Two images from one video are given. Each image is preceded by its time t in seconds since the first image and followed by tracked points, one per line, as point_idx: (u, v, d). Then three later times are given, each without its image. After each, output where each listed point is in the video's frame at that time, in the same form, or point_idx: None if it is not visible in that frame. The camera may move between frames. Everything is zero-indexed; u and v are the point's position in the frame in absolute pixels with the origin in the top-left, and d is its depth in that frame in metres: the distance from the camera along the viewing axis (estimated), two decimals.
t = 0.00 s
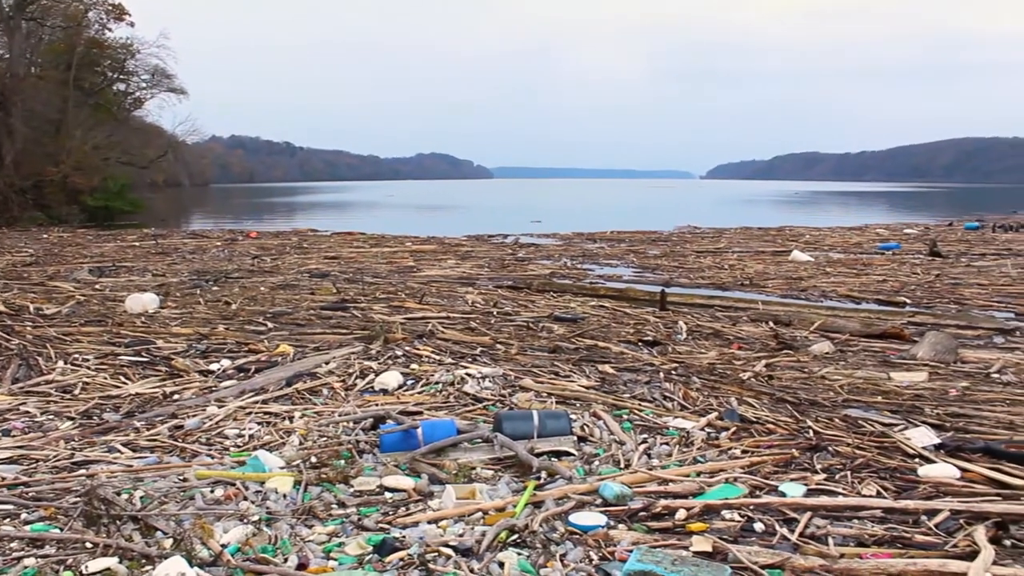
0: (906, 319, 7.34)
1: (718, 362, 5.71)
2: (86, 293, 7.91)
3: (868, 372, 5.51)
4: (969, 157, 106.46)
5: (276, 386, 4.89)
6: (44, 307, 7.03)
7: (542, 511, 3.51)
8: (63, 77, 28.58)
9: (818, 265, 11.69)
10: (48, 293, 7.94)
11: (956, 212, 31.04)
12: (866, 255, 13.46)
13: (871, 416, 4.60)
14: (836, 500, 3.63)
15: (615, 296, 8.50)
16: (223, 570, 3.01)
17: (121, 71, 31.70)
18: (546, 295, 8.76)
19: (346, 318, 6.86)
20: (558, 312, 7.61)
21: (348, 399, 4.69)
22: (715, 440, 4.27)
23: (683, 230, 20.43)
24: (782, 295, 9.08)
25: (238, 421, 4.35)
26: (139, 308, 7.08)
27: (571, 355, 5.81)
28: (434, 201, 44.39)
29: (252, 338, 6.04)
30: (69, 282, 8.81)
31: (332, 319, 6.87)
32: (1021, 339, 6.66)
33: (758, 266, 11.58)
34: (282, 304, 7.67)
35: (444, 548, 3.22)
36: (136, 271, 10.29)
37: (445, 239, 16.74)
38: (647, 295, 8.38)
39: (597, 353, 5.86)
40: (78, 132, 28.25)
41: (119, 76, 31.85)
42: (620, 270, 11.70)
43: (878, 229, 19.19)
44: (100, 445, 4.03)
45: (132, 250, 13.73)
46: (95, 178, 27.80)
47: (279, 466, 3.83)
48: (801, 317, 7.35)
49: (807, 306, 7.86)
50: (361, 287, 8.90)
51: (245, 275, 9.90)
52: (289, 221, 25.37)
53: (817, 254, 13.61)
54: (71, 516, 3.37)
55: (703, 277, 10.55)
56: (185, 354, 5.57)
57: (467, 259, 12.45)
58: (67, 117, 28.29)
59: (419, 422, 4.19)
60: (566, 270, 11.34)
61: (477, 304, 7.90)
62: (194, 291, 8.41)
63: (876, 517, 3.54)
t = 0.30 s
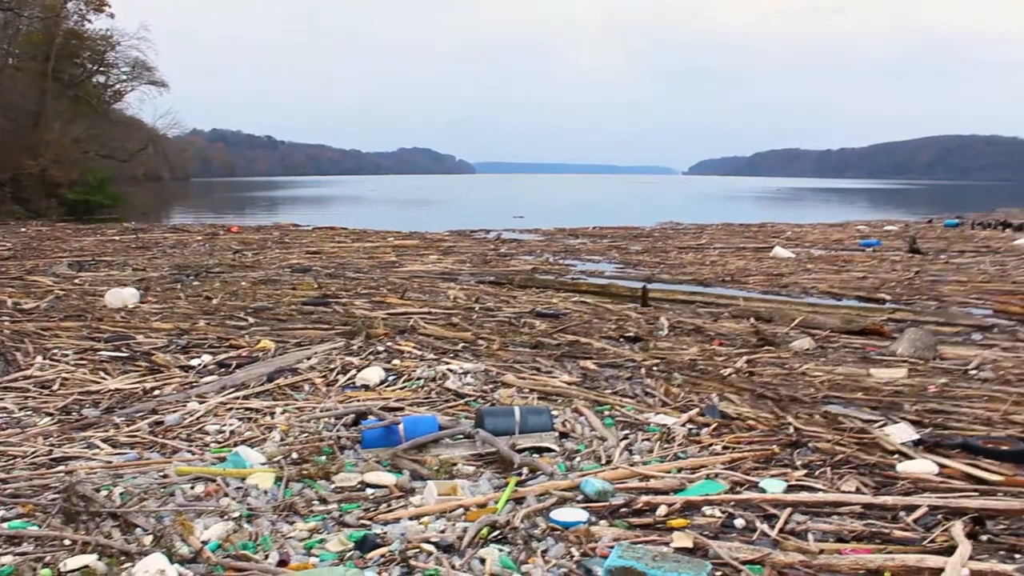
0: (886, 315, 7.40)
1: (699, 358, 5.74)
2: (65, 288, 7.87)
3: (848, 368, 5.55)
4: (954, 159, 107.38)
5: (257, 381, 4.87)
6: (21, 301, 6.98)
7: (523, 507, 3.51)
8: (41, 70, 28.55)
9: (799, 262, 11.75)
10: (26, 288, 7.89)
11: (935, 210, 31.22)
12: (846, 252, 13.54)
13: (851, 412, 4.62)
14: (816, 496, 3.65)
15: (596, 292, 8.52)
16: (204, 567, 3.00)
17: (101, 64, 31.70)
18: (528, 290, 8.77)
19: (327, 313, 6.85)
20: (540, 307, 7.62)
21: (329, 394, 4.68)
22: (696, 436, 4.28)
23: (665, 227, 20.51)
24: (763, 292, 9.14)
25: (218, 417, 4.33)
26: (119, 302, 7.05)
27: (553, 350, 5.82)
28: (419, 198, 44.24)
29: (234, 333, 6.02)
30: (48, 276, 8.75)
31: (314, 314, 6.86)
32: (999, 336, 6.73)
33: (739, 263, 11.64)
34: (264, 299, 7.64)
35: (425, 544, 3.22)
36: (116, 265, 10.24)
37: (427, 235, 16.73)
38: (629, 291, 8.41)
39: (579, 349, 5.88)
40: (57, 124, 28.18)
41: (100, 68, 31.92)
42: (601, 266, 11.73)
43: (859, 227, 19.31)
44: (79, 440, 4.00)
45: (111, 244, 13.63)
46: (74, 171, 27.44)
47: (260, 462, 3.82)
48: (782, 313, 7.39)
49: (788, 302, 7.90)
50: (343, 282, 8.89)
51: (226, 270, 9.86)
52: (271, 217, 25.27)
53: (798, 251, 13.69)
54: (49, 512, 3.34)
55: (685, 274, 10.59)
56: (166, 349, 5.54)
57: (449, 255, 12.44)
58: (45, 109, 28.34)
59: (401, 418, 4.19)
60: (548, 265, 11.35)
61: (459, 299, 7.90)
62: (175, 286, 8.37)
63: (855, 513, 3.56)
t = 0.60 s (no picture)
0: (865, 316, 7.45)
1: (679, 359, 5.76)
2: (42, 288, 7.80)
3: (826, 369, 5.58)
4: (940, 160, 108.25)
5: (236, 382, 4.85)
6: None
7: (504, 507, 3.51)
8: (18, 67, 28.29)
9: (778, 263, 11.82)
10: (2, 288, 7.82)
11: (913, 212, 31.46)
12: (825, 253, 13.63)
13: (830, 412, 4.66)
14: (795, 495, 3.66)
15: (577, 292, 8.53)
16: (183, 568, 2.98)
17: (79, 62, 30.90)
18: (508, 291, 8.77)
19: (307, 314, 6.83)
20: (521, 308, 7.62)
21: (310, 395, 4.66)
22: (677, 436, 4.29)
23: (647, 227, 20.58)
24: (744, 292, 9.18)
25: (198, 417, 4.31)
26: (97, 303, 6.99)
27: (533, 351, 5.82)
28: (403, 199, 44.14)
29: (213, 334, 5.99)
30: (24, 276, 8.68)
31: (294, 314, 6.84)
32: (975, 337, 6.79)
33: (719, 264, 11.69)
34: (243, 299, 7.60)
35: (406, 544, 3.22)
36: (94, 265, 10.16)
37: (409, 235, 16.69)
38: (610, 292, 8.42)
39: (559, 349, 5.89)
40: (33, 123, 28.42)
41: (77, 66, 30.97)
42: (582, 267, 11.74)
43: (839, 228, 19.45)
44: (57, 442, 3.97)
45: (90, 244, 13.53)
46: (51, 170, 27.51)
47: (240, 463, 3.80)
48: (762, 313, 7.43)
49: (767, 303, 7.94)
50: (323, 283, 8.86)
51: (205, 270, 9.81)
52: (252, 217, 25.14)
53: (778, 252, 13.77)
54: (25, 514, 3.30)
55: (666, 274, 10.62)
56: (145, 350, 5.51)
57: (430, 255, 12.43)
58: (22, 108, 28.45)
59: (381, 418, 4.18)
60: (529, 266, 11.35)
61: (440, 300, 7.90)
62: (154, 286, 8.32)
63: (835, 512, 3.58)
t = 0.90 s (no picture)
0: (848, 310, 7.50)
1: (663, 352, 5.78)
2: (24, 279, 7.77)
3: (810, 362, 5.62)
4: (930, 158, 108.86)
5: (220, 374, 4.84)
6: None
7: (489, 500, 3.52)
8: None
9: (762, 257, 11.87)
10: None
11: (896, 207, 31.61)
12: (809, 247, 13.70)
13: (813, 405, 4.68)
14: (778, 488, 3.68)
15: (562, 285, 8.55)
16: (166, 561, 2.97)
17: (60, 52, 31.67)
18: (493, 284, 8.78)
19: (292, 306, 6.83)
20: (505, 301, 7.64)
21: (294, 387, 4.66)
22: (661, 429, 4.31)
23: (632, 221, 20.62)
24: (728, 286, 9.22)
25: (182, 410, 4.30)
26: (79, 294, 6.96)
27: (517, 344, 5.84)
28: (391, 192, 43.99)
29: (197, 325, 5.98)
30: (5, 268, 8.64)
31: (278, 306, 6.84)
32: (957, 330, 6.85)
33: (703, 257, 11.73)
34: (228, 291, 7.60)
35: (390, 537, 3.21)
36: (76, 257, 10.12)
37: (394, 228, 16.68)
38: (595, 285, 8.44)
39: (544, 342, 5.90)
40: (15, 112, 28.24)
41: (59, 56, 31.39)
42: (567, 260, 11.77)
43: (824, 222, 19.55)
44: (38, 434, 3.95)
45: (72, 235, 13.45)
46: (33, 160, 26.84)
47: (223, 456, 3.79)
48: (745, 307, 7.47)
49: (750, 296, 7.99)
50: (308, 275, 8.85)
51: (189, 262, 9.78)
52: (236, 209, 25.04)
53: (762, 246, 13.84)
54: (7, 507, 3.28)
55: (650, 268, 10.65)
56: (128, 341, 5.49)
57: (414, 248, 12.43)
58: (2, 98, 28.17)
59: (366, 411, 4.18)
60: (513, 259, 11.37)
61: (424, 292, 7.91)
62: (137, 278, 8.30)
63: (817, 504, 3.60)
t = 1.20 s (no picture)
0: (830, 307, 7.54)
1: (646, 349, 5.80)
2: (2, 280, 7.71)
3: (791, 358, 5.65)
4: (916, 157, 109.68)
5: (202, 373, 4.82)
6: None
7: (471, 498, 3.52)
8: None
9: (744, 254, 11.93)
10: None
11: (878, 205, 31.81)
12: (791, 244, 13.79)
13: (795, 401, 4.71)
14: (761, 484, 3.70)
15: (545, 283, 8.55)
16: (148, 563, 2.95)
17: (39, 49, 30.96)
18: (475, 282, 8.78)
19: (274, 305, 6.80)
20: (487, 299, 7.63)
21: (276, 387, 4.64)
22: (643, 426, 4.32)
23: (616, 219, 20.68)
24: (710, 284, 9.25)
25: (163, 410, 4.28)
26: (59, 294, 6.91)
27: (500, 342, 5.84)
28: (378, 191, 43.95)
29: (178, 325, 5.95)
30: None
31: (260, 305, 6.81)
32: (937, 326, 6.90)
33: (686, 255, 11.77)
34: (209, 290, 7.56)
35: (373, 536, 3.21)
36: (55, 256, 10.04)
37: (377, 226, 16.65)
38: (578, 282, 8.45)
39: (526, 340, 5.91)
40: None
41: (37, 53, 31.09)
42: (549, 258, 11.78)
43: (806, 219, 19.67)
44: (17, 435, 3.92)
45: (51, 234, 13.34)
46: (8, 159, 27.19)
47: (206, 456, 3.77)
48: (728, 304, 7.50)
49: (732, 293, 8.02)
50: (290, 274, 8.82)
51: (170, 261, 9.72)
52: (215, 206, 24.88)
53: (744, 243, 13.91)
54: None
55: (632, 265, 10.67)
56: (108, 341, 5.46)
57: (397, 246, 12.41)
58: None
59: (348, 410, 4.18)
60: (496, 257, 11.38)
61: (406, 291, 7.90)
62: (117, 277, 8.25)
63: (799, 500, 3.62)
